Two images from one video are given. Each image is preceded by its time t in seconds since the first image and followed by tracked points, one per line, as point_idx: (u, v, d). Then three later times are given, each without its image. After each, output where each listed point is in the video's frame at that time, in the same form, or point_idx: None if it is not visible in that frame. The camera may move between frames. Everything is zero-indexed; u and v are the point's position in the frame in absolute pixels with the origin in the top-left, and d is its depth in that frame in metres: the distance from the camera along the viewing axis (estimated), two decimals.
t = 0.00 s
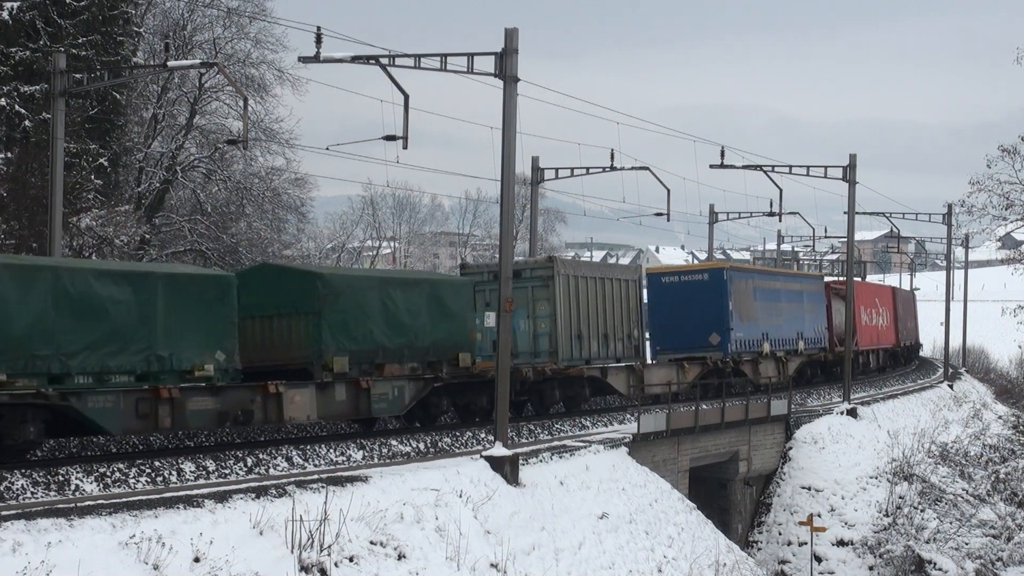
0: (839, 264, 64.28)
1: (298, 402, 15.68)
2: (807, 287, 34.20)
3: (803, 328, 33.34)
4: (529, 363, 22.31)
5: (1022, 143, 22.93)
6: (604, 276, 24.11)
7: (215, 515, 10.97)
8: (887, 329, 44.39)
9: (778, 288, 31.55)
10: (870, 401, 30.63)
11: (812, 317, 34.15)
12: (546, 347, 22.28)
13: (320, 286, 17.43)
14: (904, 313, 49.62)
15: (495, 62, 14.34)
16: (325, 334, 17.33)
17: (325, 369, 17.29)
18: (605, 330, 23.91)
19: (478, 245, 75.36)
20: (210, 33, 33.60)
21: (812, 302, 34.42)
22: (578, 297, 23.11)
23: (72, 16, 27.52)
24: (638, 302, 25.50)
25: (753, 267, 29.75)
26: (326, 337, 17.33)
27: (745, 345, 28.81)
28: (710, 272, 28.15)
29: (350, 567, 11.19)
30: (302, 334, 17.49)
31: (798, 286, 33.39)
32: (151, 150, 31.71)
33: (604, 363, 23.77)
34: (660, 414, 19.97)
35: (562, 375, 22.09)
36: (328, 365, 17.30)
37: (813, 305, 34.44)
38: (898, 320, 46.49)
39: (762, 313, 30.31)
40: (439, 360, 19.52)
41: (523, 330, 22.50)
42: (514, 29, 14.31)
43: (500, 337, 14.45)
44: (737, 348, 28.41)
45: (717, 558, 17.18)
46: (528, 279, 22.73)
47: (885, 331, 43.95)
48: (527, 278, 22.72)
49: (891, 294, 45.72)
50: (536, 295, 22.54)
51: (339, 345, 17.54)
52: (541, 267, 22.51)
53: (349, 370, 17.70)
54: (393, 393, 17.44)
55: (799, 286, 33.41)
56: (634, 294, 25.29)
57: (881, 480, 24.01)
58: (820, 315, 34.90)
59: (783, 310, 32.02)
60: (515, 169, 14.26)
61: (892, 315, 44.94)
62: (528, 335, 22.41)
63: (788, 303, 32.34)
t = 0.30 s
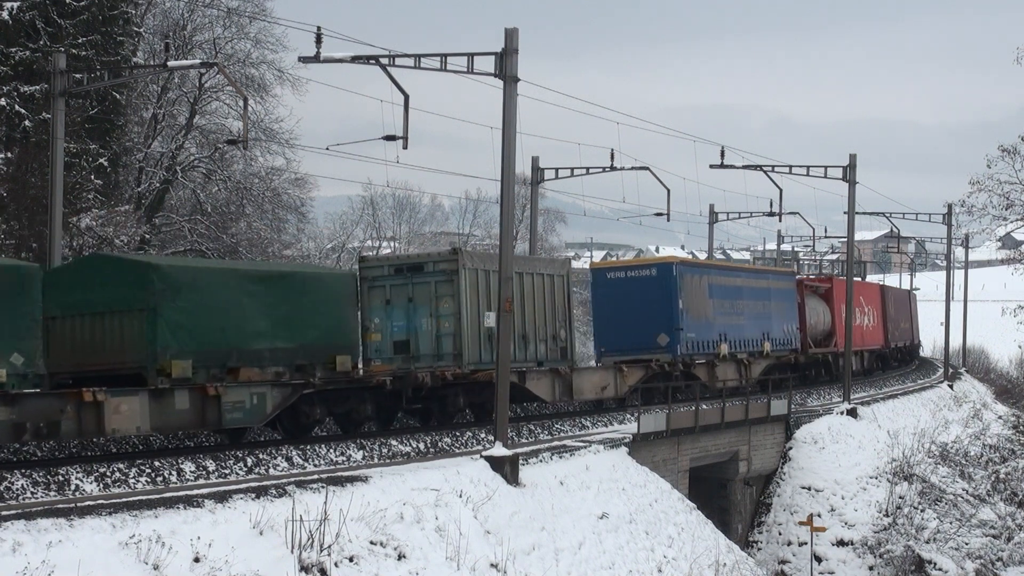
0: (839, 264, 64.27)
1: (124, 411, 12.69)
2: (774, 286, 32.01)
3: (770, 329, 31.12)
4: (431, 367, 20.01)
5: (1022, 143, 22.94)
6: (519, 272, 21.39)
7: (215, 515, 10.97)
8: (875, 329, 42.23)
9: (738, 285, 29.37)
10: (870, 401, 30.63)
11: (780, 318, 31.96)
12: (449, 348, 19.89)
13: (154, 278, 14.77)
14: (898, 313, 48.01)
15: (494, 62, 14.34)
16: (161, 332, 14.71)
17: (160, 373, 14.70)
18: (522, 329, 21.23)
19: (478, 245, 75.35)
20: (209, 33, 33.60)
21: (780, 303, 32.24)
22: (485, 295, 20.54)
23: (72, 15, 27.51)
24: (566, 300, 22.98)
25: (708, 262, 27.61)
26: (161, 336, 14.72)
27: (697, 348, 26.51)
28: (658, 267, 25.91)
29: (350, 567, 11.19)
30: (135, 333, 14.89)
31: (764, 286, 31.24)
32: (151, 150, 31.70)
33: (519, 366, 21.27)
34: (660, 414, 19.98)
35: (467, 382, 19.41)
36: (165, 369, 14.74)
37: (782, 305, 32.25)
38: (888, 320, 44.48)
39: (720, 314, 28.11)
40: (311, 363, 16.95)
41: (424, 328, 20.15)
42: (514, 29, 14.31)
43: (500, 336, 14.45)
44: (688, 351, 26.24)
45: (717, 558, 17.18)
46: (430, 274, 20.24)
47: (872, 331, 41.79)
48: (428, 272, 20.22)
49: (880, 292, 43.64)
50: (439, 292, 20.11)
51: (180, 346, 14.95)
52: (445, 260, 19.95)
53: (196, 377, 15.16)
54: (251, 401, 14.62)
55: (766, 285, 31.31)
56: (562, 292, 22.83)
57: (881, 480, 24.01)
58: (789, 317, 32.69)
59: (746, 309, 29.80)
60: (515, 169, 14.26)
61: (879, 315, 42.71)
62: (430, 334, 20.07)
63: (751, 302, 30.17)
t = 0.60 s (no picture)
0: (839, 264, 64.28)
1: None
2: (728, 281, 29.32)
3: (721, 328, 28.47)
4: (286, 373, 16.98)
5: (1022, 144, 22.93)
6: (395, 263, 18.39)
7: (215, 515, 10.96)
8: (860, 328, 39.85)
9: (682, 281, 26.68)
10: (871, 402, 30.63)
11: (733, 314, 29.29)
12: (307, 351, 16.83)
13: None
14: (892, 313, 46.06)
15: (494, 62, 14.34)
16: None
17: None
18: (401, 328, 18.40)
19: (479, 245, 75.33)
20: (209, 33, 33.59)
21: (735, 298, 29.60)
22: (351, 290, 17.39)
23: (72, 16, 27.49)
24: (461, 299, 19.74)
25: (644, 256, 24.88)
26: None
27: (628, 349, 23.78)
28: (583, 259, 23.09)
29: (350, 567, 11.19)
30: None
31: (714, 280, 28.55)
32: (151, 150, 31.69)
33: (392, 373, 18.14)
34: (660, 414, 19.98)
35: (328, 389, 16.31)
36: None
37: (736, 302, 29.61)
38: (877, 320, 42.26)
39: (659, 313, 25.40)
40: (112, 368, 14.38)
41: (279, 329, 17.09)
42: (514, 29, 14.29)
43: (500, 337, 14.45)
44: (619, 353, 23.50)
45: (717, 558, 17.18)
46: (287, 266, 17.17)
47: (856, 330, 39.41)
48: (284, 265, 17.15)
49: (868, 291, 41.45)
50: (296, 286, 17.01)
51: None
52: (302, 250, 16.95)
53: None
54: (26, 414, 12.40)
55: (717, 281, 28.67)
56: (454, 288, 19.69)
57: (881, 480, 24.01)
58: (746, 314, 30.07)
59: (692, 307, 27.14)
60: (515, 169, 14.26)
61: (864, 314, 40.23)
62: (285, 336, 17.00)
63: (699, 299, 27.53)
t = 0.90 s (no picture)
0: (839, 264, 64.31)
1: None
2: (679, 277, 26.74)
3: (667, 327, 25.90)
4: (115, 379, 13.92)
5: (1022, 144, 22.92)
6: (255, 253, 15.32)
7: (215, 515, 10.97)
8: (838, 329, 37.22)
9: (619, 277, 24.17)
10: (871, 402, 30.63)
11: (684, 313, 26.71)
12: (140, 355, 13.82)
13: None
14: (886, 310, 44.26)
15: (495, 62, 14.34)
16: None
17: None
18: (261, 325, 15.34)
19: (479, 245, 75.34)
20: (210, 33, 33.60)
21: (688, 296, 26.99)
22: (196, 284, 14.39)
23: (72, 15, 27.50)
24: (342, 294, 16.74)
25: (574, 249, 22.58)
26: None
27: (548, 351, 21.48)
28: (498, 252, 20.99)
29: (350, 567, 11.19)
30: None
31: (663, 276, 25.98)
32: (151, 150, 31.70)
33: (246, 379, 15.05)
34: (660, 414, 19.98)
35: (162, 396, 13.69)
36: None
37: (689, 299, 27.01)
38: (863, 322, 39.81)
39: (590, 311, 22.91)
40: None
41: (107, 328, 14.04)
42: (514, 29, 14.29)
43: (500, 336, 14.45)
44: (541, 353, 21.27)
45: (717, 558, 17.18)
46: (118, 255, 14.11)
47: (834, 331, 36.72)
48: (116, 254, 14.08)
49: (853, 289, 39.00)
50: (127, 280, 13.98)
51: None
52: (135, 237, 13.93)
53: None
54: None
55: (665, 276, 26.08)
56: (330, 278, 16.65)
57: (881, 480, 24.01)
58: (699, 314, 27.47)
59: (633, 304, 24.62)
60: (515, 169, 14.26)
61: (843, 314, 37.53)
62: (115, 337, 13.94)
63: (642, 296, 24.92)
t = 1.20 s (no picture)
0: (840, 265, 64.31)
1: None
2: (609, 272, 23.90)
3: (593, 327, 23.00)
4: None
5: (1022, 144, 22.90)
6: (36, 237, 12.53)
7: (215, 515, 10.97)
8: (813, 328, 34.55)
9: (531, 271, 21.30)
10: (871, 402, 30.64)
11: (615, 311, 23.81)
12: None
13: None
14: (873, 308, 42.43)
15: (495, 62, 14.34)
16: None
17: None
18: (43, 325, 12.60)
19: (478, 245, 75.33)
20: (210, 33, 33.59)
21: (620, 293, 24.09)
22: None
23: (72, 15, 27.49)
24: (160, 290, 13.97)
25: (471, 240, 19.76)
26: None
27: (433, 353, 18.69)
28: (374, 242, 18.19)
29: (350, 567, 11.19)
30: None
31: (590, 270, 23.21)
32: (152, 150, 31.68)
33: (19, 389, 12.34)
34: (660, 414, 19.98)
35: None
36: None
37: (621, 296, 24.11)
38: (842, 321, 37.48)
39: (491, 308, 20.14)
40: None
41: None
42: (514, 29, 14.30)
43: (500, 336, 14.45)
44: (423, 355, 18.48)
45: (717, 558, 17.18)
46: None
47: (808, 330, 34.05)
48: None
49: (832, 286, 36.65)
50: None
51: None
52: None
53: None
54: None
55: (591, 269, 23.21)
56: (146, 270, 13.86)
57: (881, 480, 24.02)
58: (636, 312, 24.58)
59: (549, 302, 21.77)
60: (515, 169, 14.26)
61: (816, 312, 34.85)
62: None
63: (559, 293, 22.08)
